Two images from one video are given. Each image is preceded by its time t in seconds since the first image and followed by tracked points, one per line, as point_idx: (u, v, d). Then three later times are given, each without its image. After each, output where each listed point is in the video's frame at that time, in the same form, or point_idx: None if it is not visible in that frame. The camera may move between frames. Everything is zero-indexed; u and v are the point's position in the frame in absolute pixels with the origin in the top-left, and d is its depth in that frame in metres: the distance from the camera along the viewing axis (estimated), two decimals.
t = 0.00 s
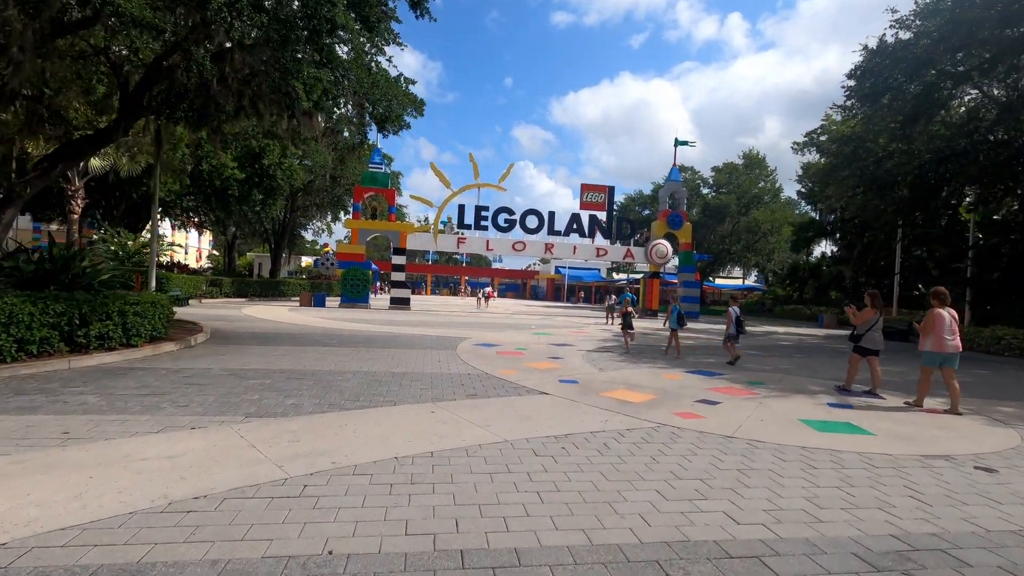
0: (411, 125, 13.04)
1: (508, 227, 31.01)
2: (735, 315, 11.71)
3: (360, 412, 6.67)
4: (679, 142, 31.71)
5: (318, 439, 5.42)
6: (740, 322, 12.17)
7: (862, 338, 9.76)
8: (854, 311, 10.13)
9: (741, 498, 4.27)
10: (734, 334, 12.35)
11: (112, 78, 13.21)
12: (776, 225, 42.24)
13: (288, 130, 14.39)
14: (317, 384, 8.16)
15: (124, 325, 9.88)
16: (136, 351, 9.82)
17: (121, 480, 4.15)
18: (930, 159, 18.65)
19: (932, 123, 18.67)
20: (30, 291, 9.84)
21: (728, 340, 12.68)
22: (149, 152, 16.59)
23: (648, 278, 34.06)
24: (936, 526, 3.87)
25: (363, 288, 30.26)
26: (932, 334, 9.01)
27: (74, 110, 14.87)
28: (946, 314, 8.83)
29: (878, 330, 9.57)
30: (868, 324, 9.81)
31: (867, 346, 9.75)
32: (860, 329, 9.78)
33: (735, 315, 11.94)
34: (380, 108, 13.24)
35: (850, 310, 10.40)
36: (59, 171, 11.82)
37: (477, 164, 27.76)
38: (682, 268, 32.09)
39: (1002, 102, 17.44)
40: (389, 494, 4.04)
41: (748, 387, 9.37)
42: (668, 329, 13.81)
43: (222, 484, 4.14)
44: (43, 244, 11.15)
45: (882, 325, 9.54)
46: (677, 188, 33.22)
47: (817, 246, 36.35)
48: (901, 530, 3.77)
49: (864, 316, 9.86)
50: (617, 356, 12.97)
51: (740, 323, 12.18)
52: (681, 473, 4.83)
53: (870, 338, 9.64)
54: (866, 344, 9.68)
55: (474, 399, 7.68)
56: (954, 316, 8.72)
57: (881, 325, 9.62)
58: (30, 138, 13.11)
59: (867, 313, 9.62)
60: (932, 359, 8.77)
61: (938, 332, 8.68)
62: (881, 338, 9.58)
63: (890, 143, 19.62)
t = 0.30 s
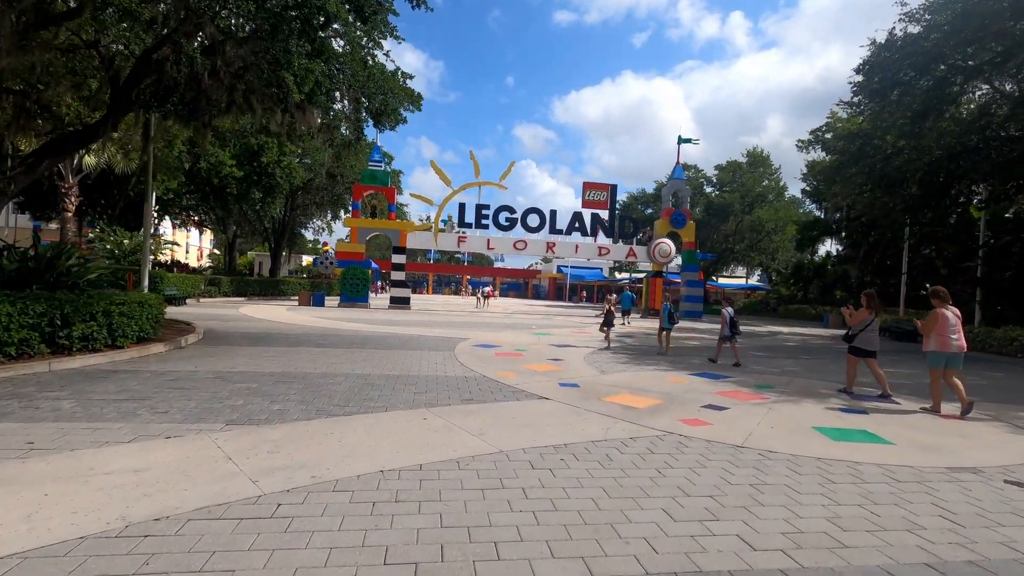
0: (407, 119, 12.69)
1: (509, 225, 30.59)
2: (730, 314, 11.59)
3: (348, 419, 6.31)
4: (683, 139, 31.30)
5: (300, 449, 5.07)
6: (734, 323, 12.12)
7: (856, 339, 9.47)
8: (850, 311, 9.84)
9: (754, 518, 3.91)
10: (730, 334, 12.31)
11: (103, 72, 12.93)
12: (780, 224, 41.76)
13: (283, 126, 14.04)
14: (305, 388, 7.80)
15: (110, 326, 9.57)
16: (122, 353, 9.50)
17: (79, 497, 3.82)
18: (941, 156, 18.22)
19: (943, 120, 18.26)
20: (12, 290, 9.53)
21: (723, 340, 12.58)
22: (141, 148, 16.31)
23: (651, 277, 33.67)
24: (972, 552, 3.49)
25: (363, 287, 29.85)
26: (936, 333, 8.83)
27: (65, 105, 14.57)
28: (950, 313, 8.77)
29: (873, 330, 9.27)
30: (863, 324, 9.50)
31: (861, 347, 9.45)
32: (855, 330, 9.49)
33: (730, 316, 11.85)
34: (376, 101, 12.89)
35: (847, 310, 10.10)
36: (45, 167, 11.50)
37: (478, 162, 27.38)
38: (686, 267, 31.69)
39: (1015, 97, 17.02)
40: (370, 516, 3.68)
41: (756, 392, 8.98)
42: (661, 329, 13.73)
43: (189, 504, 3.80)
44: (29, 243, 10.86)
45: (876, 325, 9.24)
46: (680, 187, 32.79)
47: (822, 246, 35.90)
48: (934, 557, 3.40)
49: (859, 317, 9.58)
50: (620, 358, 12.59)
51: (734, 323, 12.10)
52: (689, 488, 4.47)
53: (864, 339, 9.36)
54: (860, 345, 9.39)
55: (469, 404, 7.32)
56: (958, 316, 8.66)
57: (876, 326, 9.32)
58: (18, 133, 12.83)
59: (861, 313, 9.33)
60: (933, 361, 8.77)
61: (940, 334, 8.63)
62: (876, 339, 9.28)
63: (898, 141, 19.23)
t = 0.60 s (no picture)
0: (407, 115, 12.38)
1: (513, 225, 30.22)
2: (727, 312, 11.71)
3: (339, 427, 5.96)
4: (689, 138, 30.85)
5: (285, 461, 4.74)
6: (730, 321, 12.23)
7: (859, 339, 9.30)
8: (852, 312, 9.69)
9: (779, 542, 3.54)
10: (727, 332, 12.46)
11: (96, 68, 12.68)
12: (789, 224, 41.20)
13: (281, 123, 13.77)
14: (297, 393, 7.47)
15: (99, 328, 9.28)
16: (112, 356, 9.22)
17: (37, 517, 3.49)
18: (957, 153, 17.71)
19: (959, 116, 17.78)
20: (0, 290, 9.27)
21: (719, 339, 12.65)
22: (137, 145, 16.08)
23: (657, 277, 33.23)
24: None
25: (364, 288, 29.64)
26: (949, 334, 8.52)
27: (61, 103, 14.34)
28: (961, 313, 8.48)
29: (875, 329, 9.10)
30: (865, 324, 9.35)
31: (864, 347, 9.27)
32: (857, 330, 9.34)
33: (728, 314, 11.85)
34: (374, 96, 12.59)
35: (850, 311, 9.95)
36: (36, 165, 11.27)
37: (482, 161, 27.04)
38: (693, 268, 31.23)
39: None
40: (353, 540, 3.34)
41: (770, 397, 8.59)
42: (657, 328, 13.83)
43: (156, 524, 3.47)
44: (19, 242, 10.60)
45: (878, 324, 9.09)
46: (687, 186, 32.32)
47: (831, 246, 35.35)
48: None
49: (861, 316, 9.44)
50: (627, 360, 12.21)
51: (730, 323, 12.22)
52: (704, 506, 4.11)
53: (867, 338, 9.19)
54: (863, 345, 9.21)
55: (468, 410, 6.95)
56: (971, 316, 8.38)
57: (878, 325, 9.16)
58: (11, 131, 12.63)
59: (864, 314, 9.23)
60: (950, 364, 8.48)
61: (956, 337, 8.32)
62: (879, 338, 9.09)
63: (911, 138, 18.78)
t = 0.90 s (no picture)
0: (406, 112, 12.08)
1: (516, 226, 29.85)
2: (723, 315, 11.47)
3: (327, 439, 5.60)
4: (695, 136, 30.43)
5: (265, 479, 4.39)
6: (726, 323, 12.02)
7: (864, 343, 9.06)
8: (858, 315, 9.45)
9: None
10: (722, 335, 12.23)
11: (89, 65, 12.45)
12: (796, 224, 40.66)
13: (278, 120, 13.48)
14: (287, 401, 7.13)
15: (86, 332, 8.98)
16: (99, 361, 8.90)
17: None
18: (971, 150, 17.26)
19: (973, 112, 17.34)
20: None
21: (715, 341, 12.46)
22: (133, 143, 15.85)
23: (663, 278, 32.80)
24: None
25: (366, 289, 29.36)
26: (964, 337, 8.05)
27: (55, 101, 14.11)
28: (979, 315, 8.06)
29: (881, 333, 8.85)
30: (871, 328, 9.10)
31: (870, 351, 9.02)
32: (862, 333, 9.10)
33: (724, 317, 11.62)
34: (371, 92, 12.31)
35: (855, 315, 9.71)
36: (26, 163, 11.01)
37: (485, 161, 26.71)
38: (699, 268, 30.77)
39: None
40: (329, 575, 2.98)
41: (784, 404, 8.18)
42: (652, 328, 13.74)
43: (110, 558, 3.11)
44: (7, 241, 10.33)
45: (884, 328, 8.83)
46: (692, 185, 31.85)
47: (839, 246, 34.81)
48: None
49: (866, 319, 9.20)
50: (633, 364, 11.82)
51: (725, 324, 11.98)
52: (721, 532, 3.72)
53: (872, 343, 8.95)
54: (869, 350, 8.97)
55: (466, 420, 6.60)
56: (989, 319, 7.94)
57: (884, 329, 8.91)
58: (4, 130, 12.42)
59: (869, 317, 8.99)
60: (962, 368, 8.09)
61: (970, 340, 7.91)
62: (885, 343, 8.85)
63: (922, 136, 18.38)
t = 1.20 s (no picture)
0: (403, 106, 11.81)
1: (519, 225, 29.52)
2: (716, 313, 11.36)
3: (311, 445, 5.28)
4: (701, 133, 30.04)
5: (240, 490, 4.08)
6: (720, 323, 12.00)
7: (867, 341, 8.84)
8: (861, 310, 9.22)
9: None
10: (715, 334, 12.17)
11: (81, 59, 12.22)
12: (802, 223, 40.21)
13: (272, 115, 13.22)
14: (275, 404, 6.82)
15: (71, 332, 8.72)
16: (85, 362, 8.63)
17: None
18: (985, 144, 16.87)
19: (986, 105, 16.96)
20: None
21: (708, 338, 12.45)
22: (128, 140, 15.62)
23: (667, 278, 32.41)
24: None
25: (367, 289, 29.03)
26: (975, 334, 7.72)
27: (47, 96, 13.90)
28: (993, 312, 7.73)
29: (884, 332, 8.64)
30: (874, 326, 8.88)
31: (872, 350, 8.86)
32: (865, 331, 8.87)
33: (717, 315, 11.56)
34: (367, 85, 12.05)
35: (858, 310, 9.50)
36: (13, 158, 10.78)
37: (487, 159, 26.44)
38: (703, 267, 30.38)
39: None
40: None
41: (795, 408, 7.83)
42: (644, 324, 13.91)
43: None
44: None
45: (889, 327, 8.61)
46: (697, 183, 31.42)
47: (846, 245, 34.38)
48: None
49: (870, 316, 8.96)
50: (637, 366, 11.48)
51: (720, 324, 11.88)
52: (734, 552, 3.39)
53: (875, 341, 8.74)
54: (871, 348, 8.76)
55: (460, 424, 6.27)
56: (1003, 317, 7.62)
57: (889, 328, 8.68)
58: None
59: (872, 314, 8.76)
60: (969, 367, 7.78)
61: (981, 337, 7.58)
62: (887, 342, 8.65)
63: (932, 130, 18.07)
